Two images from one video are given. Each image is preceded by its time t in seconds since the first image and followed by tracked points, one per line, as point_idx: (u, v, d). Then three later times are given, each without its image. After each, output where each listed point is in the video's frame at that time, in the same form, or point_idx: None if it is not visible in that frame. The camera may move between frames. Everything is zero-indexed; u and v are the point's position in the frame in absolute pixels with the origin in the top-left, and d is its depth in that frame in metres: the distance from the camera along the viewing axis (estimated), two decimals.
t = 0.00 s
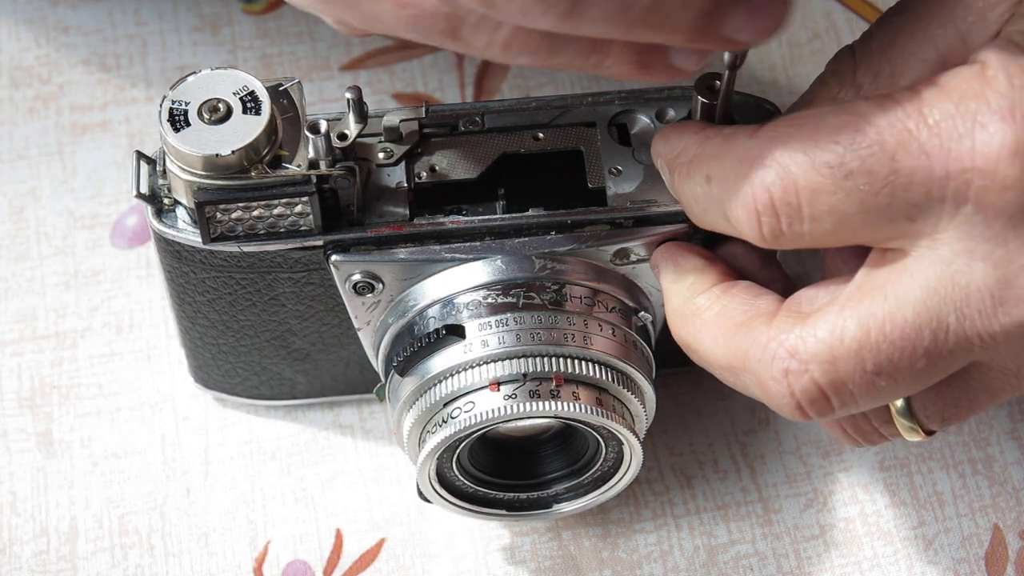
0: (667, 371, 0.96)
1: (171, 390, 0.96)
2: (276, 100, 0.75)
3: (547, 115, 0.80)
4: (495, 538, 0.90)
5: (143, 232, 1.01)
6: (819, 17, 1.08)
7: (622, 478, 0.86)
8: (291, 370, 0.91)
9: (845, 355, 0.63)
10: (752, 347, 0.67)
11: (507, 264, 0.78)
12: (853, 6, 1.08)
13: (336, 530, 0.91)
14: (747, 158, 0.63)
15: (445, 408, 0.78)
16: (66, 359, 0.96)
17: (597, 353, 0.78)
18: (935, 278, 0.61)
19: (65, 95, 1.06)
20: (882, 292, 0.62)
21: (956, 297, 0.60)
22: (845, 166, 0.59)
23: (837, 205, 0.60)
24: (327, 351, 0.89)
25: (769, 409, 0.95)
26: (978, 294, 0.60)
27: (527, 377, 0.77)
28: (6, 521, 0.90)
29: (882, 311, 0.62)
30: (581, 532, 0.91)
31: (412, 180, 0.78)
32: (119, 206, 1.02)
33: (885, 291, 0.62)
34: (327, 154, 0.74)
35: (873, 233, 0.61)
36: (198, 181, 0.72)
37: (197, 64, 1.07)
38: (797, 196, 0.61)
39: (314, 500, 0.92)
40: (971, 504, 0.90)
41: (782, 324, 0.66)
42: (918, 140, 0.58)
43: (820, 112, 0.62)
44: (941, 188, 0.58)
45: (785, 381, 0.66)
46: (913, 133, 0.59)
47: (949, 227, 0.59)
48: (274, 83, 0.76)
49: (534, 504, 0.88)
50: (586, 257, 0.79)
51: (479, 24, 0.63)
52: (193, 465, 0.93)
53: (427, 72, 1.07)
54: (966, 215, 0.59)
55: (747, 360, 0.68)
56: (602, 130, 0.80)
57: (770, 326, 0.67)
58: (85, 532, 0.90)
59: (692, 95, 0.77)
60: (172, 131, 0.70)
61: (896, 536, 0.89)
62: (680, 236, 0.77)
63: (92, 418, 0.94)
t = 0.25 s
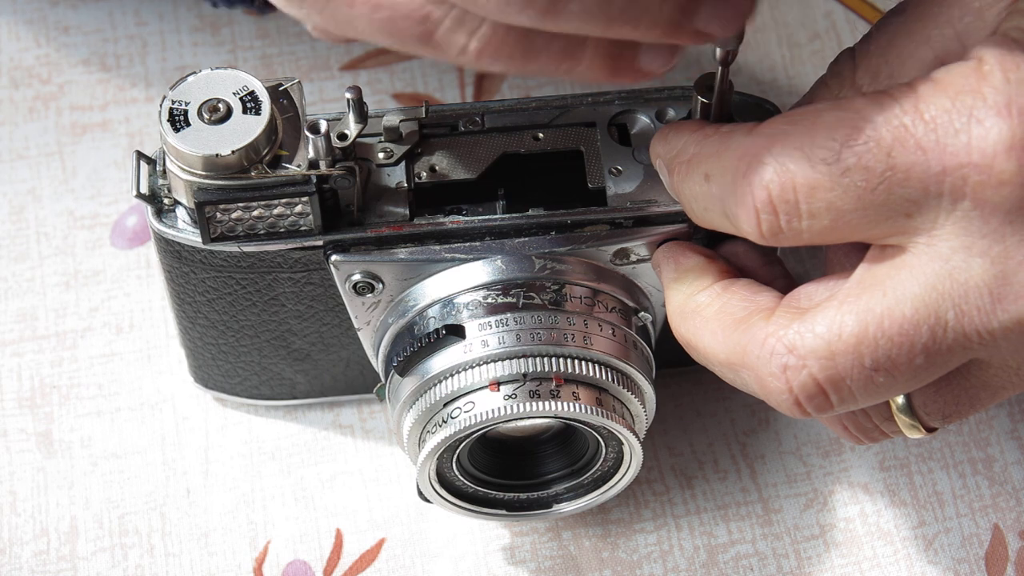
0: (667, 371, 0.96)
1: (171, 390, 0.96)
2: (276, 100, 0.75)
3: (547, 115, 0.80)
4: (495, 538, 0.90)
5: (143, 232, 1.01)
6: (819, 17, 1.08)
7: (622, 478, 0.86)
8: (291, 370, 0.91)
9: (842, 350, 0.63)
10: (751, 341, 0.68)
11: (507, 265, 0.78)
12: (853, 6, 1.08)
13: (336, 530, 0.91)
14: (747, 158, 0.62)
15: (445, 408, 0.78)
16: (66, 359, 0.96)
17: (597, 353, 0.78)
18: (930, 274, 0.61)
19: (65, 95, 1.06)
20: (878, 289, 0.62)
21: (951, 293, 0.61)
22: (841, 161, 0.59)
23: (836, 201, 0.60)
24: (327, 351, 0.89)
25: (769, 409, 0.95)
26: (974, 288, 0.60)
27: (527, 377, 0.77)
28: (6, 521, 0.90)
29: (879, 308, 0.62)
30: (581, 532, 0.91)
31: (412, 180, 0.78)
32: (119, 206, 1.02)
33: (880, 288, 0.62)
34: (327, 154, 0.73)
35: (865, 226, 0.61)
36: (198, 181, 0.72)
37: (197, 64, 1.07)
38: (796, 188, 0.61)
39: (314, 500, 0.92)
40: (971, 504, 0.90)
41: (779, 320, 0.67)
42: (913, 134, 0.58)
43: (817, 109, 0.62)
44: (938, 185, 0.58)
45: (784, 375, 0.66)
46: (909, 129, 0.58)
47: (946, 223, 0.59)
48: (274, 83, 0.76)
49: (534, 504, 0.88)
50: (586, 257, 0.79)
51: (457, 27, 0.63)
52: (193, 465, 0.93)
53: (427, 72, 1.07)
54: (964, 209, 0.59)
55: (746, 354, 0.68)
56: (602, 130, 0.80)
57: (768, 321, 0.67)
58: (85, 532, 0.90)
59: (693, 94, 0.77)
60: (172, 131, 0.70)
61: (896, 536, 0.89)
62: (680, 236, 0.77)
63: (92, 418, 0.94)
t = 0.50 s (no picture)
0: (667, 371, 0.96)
1: (171, 390, 0.96)
2: (276, 100, 0.75)
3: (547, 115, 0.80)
4: (495, 538, 0.90)
5: (143, 232, 1.01)
6: (819, 17, 1.08)
7: (622, 478, 0.86)
8: (291, 370, 0.91)
9: (826, 351, 0.62)
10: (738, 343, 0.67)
11: (507, 265, 0.78)
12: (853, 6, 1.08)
13: (336, 530, 0.91)
14: (735, 161, 0.61)
15: (445, 408, 0.78)
16: (66, 359, 0.96)
17: (597, 353, 0.78)
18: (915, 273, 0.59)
19: (65, 95, 1.06)
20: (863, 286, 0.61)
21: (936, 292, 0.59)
22: (828, 164, 0.58)
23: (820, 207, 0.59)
24: (327, 351, 0.89)
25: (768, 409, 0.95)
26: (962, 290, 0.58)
27: (527, 377, 0.77)
28: (6, 520, 0.90)
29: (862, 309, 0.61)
30: (581, 532, 0.91)
31: (412, 180, 0.78)
32: (119, 206, 1.02)
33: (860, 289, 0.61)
34: (327, 154, 0.73)
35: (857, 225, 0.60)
36: (198, 181, 0.72)
37: (197, 64, 1.07)
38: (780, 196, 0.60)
39: (314, 500, 0.92)
40: (971, 504, 0.90)
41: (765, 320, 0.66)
42: (894, 133, 0.57)
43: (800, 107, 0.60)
44: (922, 183, 0.57)
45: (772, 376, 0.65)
46: (890, 126, 0.57)
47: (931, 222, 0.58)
48: (274, 83, 0.76)
49: (534, 504, 0.88)
50: (586, 257, 0.79)
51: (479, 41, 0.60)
52: (193, 465, 0.93)
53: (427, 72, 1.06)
54: (948, 208, 0.57)
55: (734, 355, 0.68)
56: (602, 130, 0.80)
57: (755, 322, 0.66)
58: (85, 532, 0.90)
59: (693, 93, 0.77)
60: (172, 131, 0.70)
61: (896, 536, 0.89)
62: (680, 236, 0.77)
63: (92, 418, 0.94)
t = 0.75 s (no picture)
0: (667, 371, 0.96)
1: (171, 390, 0.96)
2: (276, 100, 0.75)
3: (547, 115, 0.80)
4: (495, 538, 0.90)
5: (143, 232, 1.01)
6: (819, 17, 1.08)
7: (622, 478, 0.86)
8: (291, 370, 0.91)
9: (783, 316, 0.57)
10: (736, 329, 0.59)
11: (507, 264, 0.78)
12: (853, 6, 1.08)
13: (336, 530, 0.91)
14: (671, 160, 0.59)
15: (445, 408, 0.78)
16: (66, 359, 0.96)
17: (597, 353, 0.78)
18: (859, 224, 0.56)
19: (65, 95, 1.06)
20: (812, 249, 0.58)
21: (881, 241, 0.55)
22: (783, 140, 0.56)
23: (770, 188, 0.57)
24: (327, 351, 0.89)
25: (768, 409, 0.95)
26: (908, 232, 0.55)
27: (527, 377, 0.77)
28: (6, 520, 0.90)
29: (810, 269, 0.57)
30: (581, 532, 0.91)
31: (412, 180, 0.78)
32: (119, 206, 1.02)
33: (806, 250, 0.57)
34: (327, 154, 0.73)
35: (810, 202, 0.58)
36: (198, 181, 0.72)
37: (197, 64, 1.07)
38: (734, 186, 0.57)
39: (314, 500, 0.92)
40: (971, 504, 0.90)
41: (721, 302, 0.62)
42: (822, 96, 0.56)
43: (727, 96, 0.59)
44: (851, 139, 0.55)
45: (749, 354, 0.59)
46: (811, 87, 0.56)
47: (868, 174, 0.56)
48: (274, 83, 0.75)
49: (534, 504, 0.88)
50: (584, 257, 0.79)
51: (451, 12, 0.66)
52: (193, 465, 0.93)
53: (427, 72, 1.06)
54: (880, 154, 0.55)
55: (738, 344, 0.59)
56: (602, 130, 0.80)
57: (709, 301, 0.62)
58: (85, 532, 0.90)
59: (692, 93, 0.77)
60: (173, 131, 0.70)
61: (896, 535, 0.89)
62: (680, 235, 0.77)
63: (92, 418, 0.94)
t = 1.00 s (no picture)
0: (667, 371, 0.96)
1: (172, 390, 0.96)
2: (275, 100, 0.75)
3: (547, 114, 0.80)
4: (495, 538, 0.90)
5: (143, 232, 1.01)
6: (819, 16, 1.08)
7: (621, 478, 0.86)
8: (291, 370, 0.91)
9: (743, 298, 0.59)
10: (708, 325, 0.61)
11: (506, 264, 0.78)
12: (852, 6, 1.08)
13: (336, 530, 0.91)
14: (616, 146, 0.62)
15: (445, 408, 0.78)
16: (66, 359, 0.96)
17: (597, 353, 0.78)
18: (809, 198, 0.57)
19: (65, 95, 1.06)
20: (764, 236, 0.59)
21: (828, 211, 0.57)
22: (722, 107, 0.58)
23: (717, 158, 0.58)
24: (327, 351, 0.89)
25: (768, 409, 0.94)
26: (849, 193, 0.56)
27: (527, 377, 0.77)
28: (6, 521, 0.90)
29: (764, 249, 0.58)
30: (581, 532, 0.91)
31: (412, 180, 0.78)
32: (119, 206, 1.02)
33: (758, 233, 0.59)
34: (327, 154, 0.73)
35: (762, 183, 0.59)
36: (198, 181, 0.72)
37: (197, 64, 1.07)
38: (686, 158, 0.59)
39: (314, 500, 0.92)
40: (971, 504, 0.90)
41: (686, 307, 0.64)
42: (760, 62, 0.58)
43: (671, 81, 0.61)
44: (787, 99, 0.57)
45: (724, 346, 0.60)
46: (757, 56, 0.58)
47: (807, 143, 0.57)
48: (273, 83, 0.75)
49: (534, 504, 0.88)
50: (583, 256, 0.78)
51: None
52: (193, 465, 0.93)
53: (427, 72, 1.06)
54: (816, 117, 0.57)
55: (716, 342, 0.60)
56: (602, 130, 0.80)
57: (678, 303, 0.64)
58: (85, 532, 0.90)
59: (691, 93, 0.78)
60: (172, 131, 0.70)
61: (896, 535, 0.89)
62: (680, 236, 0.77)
63: (92, 418, 0.94)
